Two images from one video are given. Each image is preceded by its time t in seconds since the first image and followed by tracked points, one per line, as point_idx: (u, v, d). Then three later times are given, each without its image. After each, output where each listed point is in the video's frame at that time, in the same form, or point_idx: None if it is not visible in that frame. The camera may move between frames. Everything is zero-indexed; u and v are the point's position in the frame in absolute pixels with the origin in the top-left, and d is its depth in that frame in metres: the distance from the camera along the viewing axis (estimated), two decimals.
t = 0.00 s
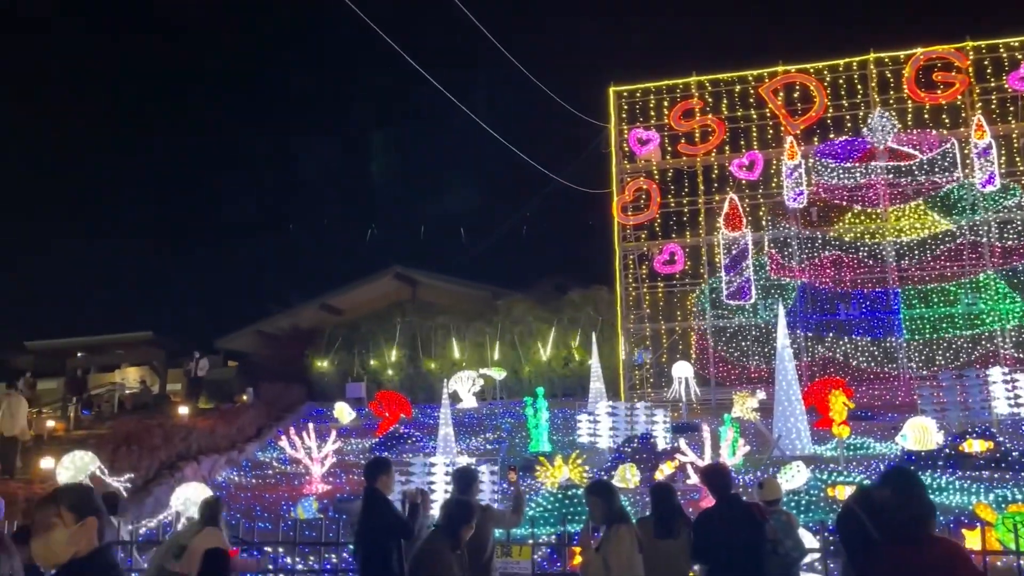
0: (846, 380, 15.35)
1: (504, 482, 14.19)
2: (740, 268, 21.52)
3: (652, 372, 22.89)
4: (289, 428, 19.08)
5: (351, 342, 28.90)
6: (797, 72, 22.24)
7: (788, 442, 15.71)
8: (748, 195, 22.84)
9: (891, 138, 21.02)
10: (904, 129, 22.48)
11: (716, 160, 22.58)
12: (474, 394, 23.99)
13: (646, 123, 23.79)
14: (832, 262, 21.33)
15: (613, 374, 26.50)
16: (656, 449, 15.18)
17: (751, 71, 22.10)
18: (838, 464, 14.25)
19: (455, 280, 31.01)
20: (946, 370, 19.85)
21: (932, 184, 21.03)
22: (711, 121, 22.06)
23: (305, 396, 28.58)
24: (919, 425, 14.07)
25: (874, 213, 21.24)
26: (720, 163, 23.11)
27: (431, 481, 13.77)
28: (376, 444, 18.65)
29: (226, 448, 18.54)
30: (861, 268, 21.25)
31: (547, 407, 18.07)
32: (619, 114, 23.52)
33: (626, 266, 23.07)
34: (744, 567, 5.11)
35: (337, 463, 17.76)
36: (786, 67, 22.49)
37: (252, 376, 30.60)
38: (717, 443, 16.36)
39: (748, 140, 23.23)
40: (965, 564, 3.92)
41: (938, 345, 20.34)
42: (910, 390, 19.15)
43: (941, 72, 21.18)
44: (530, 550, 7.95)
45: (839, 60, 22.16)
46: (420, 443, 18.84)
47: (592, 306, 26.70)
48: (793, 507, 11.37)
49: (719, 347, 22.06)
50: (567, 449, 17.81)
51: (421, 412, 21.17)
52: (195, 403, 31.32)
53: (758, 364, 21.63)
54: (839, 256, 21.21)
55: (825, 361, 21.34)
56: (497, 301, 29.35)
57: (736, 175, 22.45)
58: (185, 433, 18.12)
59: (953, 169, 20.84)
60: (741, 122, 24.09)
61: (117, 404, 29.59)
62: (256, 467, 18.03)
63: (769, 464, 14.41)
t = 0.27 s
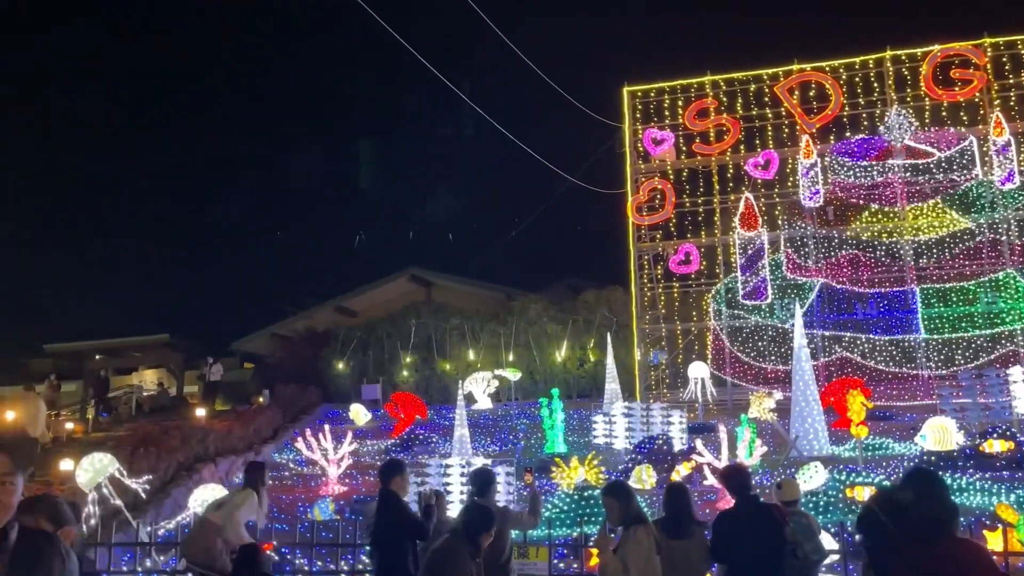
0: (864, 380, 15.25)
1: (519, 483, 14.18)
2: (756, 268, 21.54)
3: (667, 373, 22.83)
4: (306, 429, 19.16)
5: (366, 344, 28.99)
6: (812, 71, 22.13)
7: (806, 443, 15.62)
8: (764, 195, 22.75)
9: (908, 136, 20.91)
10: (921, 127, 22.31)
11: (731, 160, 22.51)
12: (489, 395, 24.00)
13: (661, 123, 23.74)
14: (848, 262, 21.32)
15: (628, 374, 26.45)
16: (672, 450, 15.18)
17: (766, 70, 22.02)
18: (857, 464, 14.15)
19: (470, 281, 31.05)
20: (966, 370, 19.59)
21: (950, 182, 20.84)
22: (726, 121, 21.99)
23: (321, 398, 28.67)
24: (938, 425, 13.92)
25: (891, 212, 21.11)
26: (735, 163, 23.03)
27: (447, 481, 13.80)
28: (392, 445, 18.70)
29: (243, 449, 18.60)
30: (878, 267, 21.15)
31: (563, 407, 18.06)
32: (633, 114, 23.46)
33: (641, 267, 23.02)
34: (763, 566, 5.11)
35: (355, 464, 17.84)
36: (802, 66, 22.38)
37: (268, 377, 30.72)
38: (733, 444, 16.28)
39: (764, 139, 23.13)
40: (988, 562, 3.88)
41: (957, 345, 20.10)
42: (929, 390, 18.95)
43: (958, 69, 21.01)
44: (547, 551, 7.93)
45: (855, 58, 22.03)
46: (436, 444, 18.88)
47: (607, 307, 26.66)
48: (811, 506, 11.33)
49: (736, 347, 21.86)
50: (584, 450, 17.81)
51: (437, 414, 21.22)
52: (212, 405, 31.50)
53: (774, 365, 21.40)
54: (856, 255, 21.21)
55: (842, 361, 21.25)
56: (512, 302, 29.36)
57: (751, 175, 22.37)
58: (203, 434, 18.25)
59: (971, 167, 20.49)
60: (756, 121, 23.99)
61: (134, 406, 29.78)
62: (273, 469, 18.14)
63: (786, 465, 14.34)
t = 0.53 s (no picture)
0: (872, 380, 15.18)
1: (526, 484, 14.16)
2: (763, 268, 21.30)
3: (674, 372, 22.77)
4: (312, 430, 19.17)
5: (373, 344, 28.98)
6: (819, 70, 22.03)
7: (813, 443, 15.55)
8: (771, 194, 22.67)
9: (916, 134, 20.71)
10: (929, 126, 22.18)
11: (738, 159, 22.44)
12: (496, 395, 23.97)
13: (667, 122, 23.67)
14: (856, 261, 21.14)
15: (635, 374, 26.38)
16: (679, 450, 15.13)
17: (773, 68, 21.93)
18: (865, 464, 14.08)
19: (476, 281, 31.01)
20: (975, 369, 19.44)
21: (958, 181, 20.82)
22: (732, 120, 21.92)
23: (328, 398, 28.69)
24: (947, 425, 13.89)
25: (899, 211, 20.92)
26: (742, 162, 22.96)
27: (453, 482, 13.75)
28: (398, 445, 18.71)
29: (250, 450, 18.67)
30: (886, 266, 21.09)
31: (569, 407, 18.02)
32: (640, 114, 23.41)
33: (647, 267, 22.97)
34: (773, 565, 5.12)
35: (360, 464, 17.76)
36: (808, 65, 22.29)
37: (275, 378, 30.77)
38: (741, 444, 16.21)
39: (770, 138, 23.04)
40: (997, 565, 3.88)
41: (966, 344, 20.00)
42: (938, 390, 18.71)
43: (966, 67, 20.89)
44: (554, 552, 7.89)
45: (862, 56, 21.94)
46: (442, 444, 18.87)
47: (613, 306, 26.59)
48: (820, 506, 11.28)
49: (743, 347, 21.89)
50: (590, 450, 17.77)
51: (443, 414, 21.20)
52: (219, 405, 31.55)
53: (782, 364, 21.40)
54: (864, 254, 21.04)
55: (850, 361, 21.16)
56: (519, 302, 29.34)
57: (758, 174, 22.32)
58: (211, 434, 18.30)
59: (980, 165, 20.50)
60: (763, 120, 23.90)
61: (142, 406, 29.87)
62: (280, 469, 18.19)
63: (793, 465, 14.28)
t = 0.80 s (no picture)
0: (865, 380, 15.23)
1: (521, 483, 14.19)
2: (757, 268, 21.27)
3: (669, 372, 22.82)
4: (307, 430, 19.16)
5: (368, 344, 28.96)
6: (814, 71, 22.07)
7: (807, 443, 15.60)
8: (765, 194, 22.73)
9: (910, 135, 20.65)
10: (923, 126, 22.24)
11: (733, 159, 22.48)
12: (491, 395, 23.98)
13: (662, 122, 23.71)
14: (850, 261, 21.22)
15: (630, 374, 26.42)
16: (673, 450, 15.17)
17: (767, 69, 21.98)
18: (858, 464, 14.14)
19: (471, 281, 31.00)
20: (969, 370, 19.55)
21: (952, 181, 20.85)
22: (727, 120, 21.97)
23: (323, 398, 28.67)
24: (940, 425, 13.93)
25: (892, 211, 20.96)
26: (736, 162, 23.02)
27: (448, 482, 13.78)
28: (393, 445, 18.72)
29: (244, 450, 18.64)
30: (880, 266, 21.12)
31: (564, 407, 18.05)
32: (634, 114, 23.42)
33: (642, 267, 23.01)
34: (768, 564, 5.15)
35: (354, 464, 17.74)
36: (803, 65, 22.33)
37: (270, 378, 30.72)
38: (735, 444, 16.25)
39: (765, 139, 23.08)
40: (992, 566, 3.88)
41: (959, 345, 20.07)
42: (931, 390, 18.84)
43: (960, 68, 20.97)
44: (548, 551, 7.93)
45: (856, 57, 22.01)
46: (437, 444, 18.88)
47: (608, 306, 26.61)
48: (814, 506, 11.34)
49: (737, 347, 21.80)
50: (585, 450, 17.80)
51: (438, 414, 21.21)
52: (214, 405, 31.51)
53: (776, 364, 21.35)
54: (857, 255, 21.15)
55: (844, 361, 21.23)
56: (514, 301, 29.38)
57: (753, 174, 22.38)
58: (205, 434, 18.27)
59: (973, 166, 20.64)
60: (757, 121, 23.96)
61: (136, 406, 29.82)
62: (275, 469, 18.19)
63: (787, 465, 14.31)
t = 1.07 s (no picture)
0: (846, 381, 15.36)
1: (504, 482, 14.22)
2: (739, 268, 21.35)
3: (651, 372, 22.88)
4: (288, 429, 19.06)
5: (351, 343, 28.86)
6: (796, 73, 22.21)
7: (788, 442, 15.70)
8: (748, 195, 22.84)
9: (891, 138, 20.99)
10: (903, 129, 22.45)
11: (716, 160, 22.60)
12: (474, 394, 23.98)
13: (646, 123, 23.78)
14: (831, 262, 21.36)
15: (613, 373, 26.49)
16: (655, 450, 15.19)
17: (750, 71, 22.10)
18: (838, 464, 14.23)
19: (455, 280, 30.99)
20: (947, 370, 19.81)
21: (931, 184, 20.96)
22: (710, 121, 22.07)
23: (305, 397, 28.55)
24: (918, 425, 14.10)
25: (873, 213, 21.14)
26: (719, 163, 23.13)
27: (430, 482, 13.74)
28: (375, 444, 18.65)
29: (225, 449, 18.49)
30: (861, 268, 21.33)
31: (547, 406, 18.06)
32: (618, 114, 23.48)
33: (625, 267, 23.07)
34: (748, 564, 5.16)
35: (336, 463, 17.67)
36: (785, 68, 22.47)
37: (251, 376, 30.51)
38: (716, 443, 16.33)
39: (747, 140, 23.21)
40: (970, 564, 3.92)
41: (938, 346, 20.29)
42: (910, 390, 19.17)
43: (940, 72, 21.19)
44: (529, 550, 7.96)
45: (838, 60, 22.18)
46: (419, 442, 18.87)
47: (591, 306, 26.65)
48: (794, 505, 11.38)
49: (719, 347, 21.91)
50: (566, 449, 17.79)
51: (421, 413, 21.15)
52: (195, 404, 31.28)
53: (758, 365, 21.53)
54: (838, 256, 21.27)
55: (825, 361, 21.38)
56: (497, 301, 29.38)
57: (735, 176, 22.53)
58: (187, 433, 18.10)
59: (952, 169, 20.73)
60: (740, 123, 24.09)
61: (116, 405, 29.54)
62: (256, 468, 18.09)
63: (768, 465, 14.40)
